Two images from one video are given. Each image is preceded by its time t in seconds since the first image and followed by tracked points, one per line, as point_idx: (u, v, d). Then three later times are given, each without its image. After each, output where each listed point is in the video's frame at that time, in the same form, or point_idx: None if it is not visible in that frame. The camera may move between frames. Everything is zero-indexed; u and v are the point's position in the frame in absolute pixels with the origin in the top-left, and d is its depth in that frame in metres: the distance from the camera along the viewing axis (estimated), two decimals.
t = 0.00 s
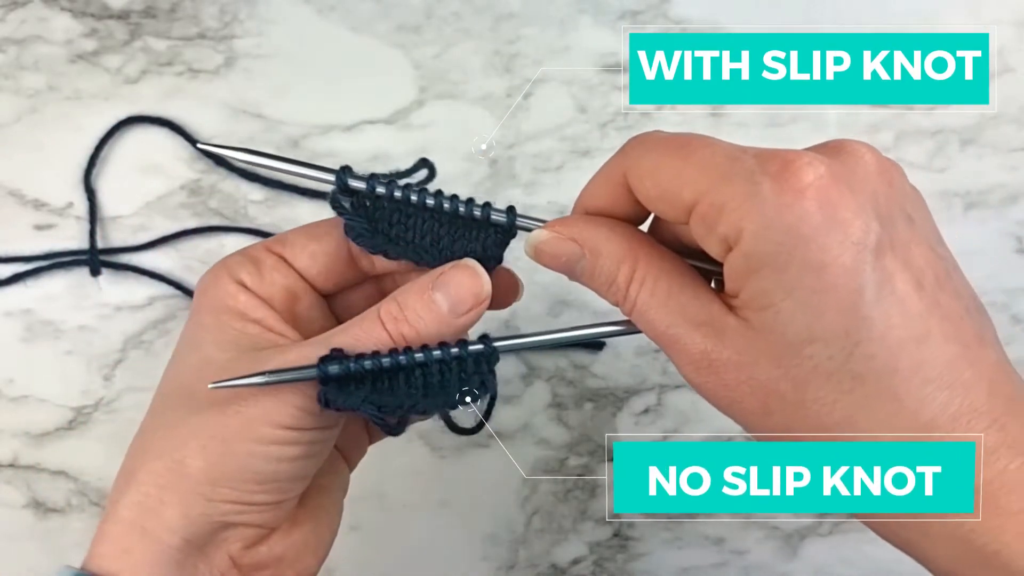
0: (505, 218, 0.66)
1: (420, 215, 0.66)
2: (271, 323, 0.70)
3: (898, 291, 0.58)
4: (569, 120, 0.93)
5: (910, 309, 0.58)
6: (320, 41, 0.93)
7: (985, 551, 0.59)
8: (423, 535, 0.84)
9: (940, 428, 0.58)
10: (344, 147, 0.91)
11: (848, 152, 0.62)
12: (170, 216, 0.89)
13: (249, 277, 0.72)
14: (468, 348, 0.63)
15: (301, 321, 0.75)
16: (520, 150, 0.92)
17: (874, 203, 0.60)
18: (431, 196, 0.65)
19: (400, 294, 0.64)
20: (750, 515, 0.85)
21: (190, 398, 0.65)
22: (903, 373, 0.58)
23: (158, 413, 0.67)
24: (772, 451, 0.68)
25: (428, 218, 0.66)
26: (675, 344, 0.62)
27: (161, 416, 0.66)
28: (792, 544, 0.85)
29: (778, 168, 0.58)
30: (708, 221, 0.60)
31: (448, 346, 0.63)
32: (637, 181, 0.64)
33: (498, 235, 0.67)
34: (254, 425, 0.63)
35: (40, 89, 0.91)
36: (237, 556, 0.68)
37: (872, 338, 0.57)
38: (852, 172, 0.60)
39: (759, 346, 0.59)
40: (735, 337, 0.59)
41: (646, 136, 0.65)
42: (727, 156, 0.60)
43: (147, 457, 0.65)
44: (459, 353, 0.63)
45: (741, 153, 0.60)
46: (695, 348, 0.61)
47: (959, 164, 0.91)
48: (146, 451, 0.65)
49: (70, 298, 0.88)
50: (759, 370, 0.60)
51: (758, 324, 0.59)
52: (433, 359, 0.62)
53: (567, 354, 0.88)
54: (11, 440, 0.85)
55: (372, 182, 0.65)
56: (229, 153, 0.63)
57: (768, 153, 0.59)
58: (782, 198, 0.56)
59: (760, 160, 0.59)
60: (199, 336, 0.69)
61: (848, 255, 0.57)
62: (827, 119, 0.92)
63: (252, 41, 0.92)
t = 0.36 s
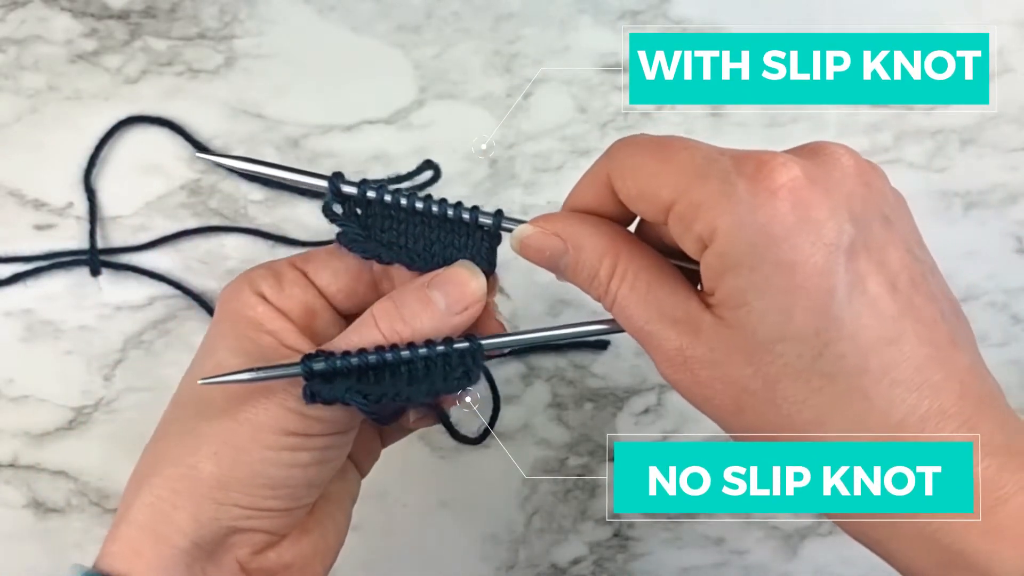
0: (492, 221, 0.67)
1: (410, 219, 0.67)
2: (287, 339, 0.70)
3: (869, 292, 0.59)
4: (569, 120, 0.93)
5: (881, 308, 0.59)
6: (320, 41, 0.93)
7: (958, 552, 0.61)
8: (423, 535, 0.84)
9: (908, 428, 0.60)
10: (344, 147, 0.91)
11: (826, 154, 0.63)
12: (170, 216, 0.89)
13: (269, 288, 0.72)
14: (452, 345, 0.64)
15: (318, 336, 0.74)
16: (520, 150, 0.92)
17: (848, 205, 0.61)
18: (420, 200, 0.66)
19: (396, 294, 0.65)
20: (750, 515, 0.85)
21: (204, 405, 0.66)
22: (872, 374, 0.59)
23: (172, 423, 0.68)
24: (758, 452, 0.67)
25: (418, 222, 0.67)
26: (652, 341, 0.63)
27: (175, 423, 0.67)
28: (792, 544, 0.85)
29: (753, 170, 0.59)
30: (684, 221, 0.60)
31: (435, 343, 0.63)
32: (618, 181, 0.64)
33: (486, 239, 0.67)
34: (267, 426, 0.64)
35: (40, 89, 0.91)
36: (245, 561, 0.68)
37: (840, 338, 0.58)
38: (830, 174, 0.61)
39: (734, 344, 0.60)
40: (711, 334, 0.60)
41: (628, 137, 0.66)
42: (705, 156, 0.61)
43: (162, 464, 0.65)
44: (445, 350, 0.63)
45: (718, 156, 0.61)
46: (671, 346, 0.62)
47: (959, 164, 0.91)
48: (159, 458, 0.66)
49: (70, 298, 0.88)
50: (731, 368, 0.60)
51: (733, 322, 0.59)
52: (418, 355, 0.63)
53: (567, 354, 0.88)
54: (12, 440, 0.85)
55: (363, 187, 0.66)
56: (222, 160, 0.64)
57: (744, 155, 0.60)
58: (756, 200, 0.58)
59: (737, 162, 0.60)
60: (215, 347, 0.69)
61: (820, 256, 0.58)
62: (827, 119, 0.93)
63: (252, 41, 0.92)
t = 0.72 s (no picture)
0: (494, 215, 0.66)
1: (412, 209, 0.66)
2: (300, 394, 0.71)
3: (859, 321, 0.59)
4: (569, 120, 0.93)
5: (870, 340, 0.59)
6: (320, 41, 0.93)
7: (966, 543, 0.62)
8: (423, 534, 0.84)
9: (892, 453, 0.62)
10: (344, 147, 0.91)
11: (825, 173, 0.62)
12: (170, 216, 0.90)
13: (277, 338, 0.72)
14: (452, 346, 0.64)
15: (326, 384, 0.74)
16: (519, 150, 0.92)
17: (843, 231, 0.60)
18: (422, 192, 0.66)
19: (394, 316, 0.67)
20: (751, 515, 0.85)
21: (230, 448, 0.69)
22: (859, 400, 0.60)
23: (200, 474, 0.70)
24: (750, 451, 0.67)
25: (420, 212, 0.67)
26: (646, 352, 0.64)
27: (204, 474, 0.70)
28: (792, 544, 0.85)
29: (745, 197, 0.58)
30: (677, 243, 0.60)
31: (434, 344, 0.64)
32: (614, 191, 0.64)
33: (487, 232, 0.67)
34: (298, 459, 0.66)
35: (40, 89, 0.91)
36: None
37: (826, 369, 0.59)
38: (823, 198, 0.60)
39: (721, 365, 0.61)
40: (700, 352, 0.61)
41: (626, 146, 0.65)
42: (699, 178, 0.60)
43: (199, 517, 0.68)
44: (445, 351, 0.64)
45: (712, 177, 0.60)
46: (662, 361, 0.63)
47: (959, 164, 0.91)
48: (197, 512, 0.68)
49: (70, 298, 0.88)
50: (720, 388, 0.62)
51: (721, 343, 0.60)
52: (418, 355, 0.63)
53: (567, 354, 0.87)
54: (12, 440, 0.85)
55: (367, 176, 0.65)
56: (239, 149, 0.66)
57: (738, 177, 0.59)
58: (744, 231, 0.58)
59: (729, 187, 0.59)
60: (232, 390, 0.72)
61: (810, 288, 0.58)
62: (827, 120, 0.92)
63: (251, 41, 0.92)
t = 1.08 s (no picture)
0: (524, 185, 0.67)
1: (443, 175, 0.67)
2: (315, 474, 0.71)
3: (866, 340, 0.59)
4: (569, 120, 0.93)
5: (875, 357, 0.59)
6: (320, 41, 0.93)
7: (957, 549, 0.62)
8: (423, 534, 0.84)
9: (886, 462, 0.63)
10: (344, 147, 0.91)
11: (845, 186, 0.61)
12: (170, 215, 0.90)
13: (285, 457, 0.72)
14: (477, 312, 0.69)
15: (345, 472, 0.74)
16: (519, 150, 0.92)
17: (858, 250, 0.59)
18: (455, 158, 0.66)
19: (394, 380, 0.63)
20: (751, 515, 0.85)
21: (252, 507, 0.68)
22: (859, 414, 0.61)
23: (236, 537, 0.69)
24: (755, 454, 0.68)
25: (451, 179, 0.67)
26: (661, 339, 0.65)
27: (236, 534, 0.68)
28: (792, 544, 0.84)
29: (761, 211, 0.58)
30: (691, 247, 0.60)
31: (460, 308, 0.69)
32: (637, 183, 0.63)
33: (516, 203, 0.67)
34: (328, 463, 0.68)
35: (40, 89, 0.91)
36: None
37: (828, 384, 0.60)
38: (840, 215, 0.59)
39: (729, 365, 0.62)
40: (711, 349, 0.62)
41: (657, 136, 0.64)
42: (718, 185, 0.59)
43: None
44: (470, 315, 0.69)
45: (732, 187, 0.59)
46: (675, 352, 0.64)
47: (959, 165, 0.91)
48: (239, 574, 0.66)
49: (70, 299, 0.88)
50: (726, 387, 0.63)
51: (730, 346, 0.61)
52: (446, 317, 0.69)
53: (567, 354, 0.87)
54: (12, 440, 0.85)
55: (403, 140, 0.66)
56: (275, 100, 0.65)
57: (755, 190, 0.58)
58: (755, 249, 0.57)
59: (744, 202, 0.58)
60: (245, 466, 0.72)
61: (818, 306, 0.58)
62: (827, 120, 0.92)
63: (252, 41, 0.92)
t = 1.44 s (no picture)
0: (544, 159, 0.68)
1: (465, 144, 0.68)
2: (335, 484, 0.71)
3: (874, 327, 0.59)
4: (569, 120, 0.93)
5: (882, 344, 0.59)
6: (321, 42, 0.93)
7: (949, 539, 0.62)
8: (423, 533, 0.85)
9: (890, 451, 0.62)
10: (344, 147, 0.91)
11: (862, 176, 0.61)
12: (170, 216, 0.90)
13: (306, 463, 0.72)
14: (487, 326, 0.71)
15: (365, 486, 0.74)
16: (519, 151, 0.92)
17: (873, 238, 0.59)
18: (479, 128, 0.67)
19: (445, 403, 0.66)
20: (751, 515, 0.85)
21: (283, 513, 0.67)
22: (863, 402, 0.60)
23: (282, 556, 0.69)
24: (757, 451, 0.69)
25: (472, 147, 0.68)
26: (668, 320, 0.65)
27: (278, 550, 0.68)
28: (792, 544, 0.85)
29: (781, 192, 0.58)
30: (709, 226, 0.60)
31: (469, 324, 0.72)
32: (658, 164, 0.64)
33: (533, 176, 0.69)
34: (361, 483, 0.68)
35: (41, 89, 0.91)
36: None
37: (835, 369, 0.59)
38: (856, 202, 0.59)
39: (736, 347, 0.62)
40: (718, 330, 0.63)
41: (681, 118, 0.65)
42: (741, 165, 0.59)
43: None
44: (479, 330, 0.72)
45: (755, 168, 0.59)
46: (682, 332, 0.64)
47: (959, 165, 0.91)
48: None
49: (70, 298, 0.88)
50: (730, 367, 0.63)
51: (739, 328, 0.61)
52: (455, 334, 0.72)
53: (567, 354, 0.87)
54: (12, 440, 0.85)
55: (428, 105, 0.67)
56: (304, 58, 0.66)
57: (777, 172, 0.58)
58: (773, 230, 0.57)
59: (766, 182, 0.58)
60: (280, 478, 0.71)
61: (830, 291, 0.58)
62: (827, 120, 0.93)
63: (252, 42, 0.92)
